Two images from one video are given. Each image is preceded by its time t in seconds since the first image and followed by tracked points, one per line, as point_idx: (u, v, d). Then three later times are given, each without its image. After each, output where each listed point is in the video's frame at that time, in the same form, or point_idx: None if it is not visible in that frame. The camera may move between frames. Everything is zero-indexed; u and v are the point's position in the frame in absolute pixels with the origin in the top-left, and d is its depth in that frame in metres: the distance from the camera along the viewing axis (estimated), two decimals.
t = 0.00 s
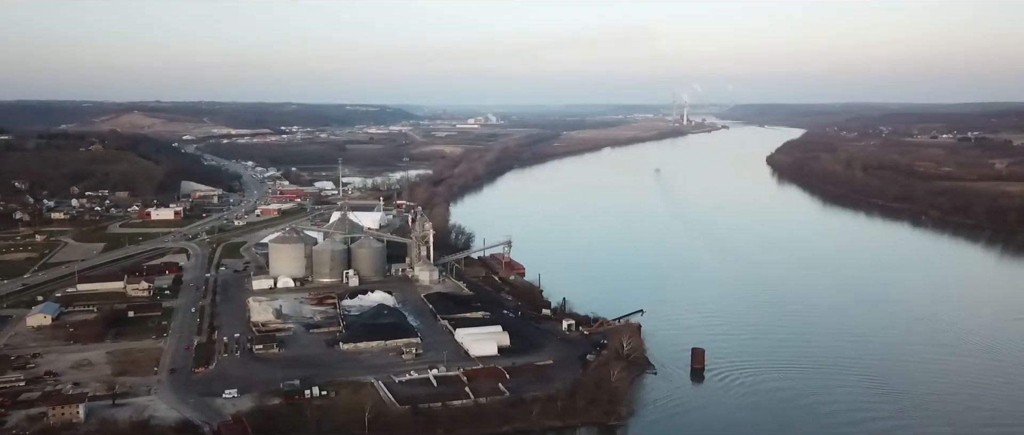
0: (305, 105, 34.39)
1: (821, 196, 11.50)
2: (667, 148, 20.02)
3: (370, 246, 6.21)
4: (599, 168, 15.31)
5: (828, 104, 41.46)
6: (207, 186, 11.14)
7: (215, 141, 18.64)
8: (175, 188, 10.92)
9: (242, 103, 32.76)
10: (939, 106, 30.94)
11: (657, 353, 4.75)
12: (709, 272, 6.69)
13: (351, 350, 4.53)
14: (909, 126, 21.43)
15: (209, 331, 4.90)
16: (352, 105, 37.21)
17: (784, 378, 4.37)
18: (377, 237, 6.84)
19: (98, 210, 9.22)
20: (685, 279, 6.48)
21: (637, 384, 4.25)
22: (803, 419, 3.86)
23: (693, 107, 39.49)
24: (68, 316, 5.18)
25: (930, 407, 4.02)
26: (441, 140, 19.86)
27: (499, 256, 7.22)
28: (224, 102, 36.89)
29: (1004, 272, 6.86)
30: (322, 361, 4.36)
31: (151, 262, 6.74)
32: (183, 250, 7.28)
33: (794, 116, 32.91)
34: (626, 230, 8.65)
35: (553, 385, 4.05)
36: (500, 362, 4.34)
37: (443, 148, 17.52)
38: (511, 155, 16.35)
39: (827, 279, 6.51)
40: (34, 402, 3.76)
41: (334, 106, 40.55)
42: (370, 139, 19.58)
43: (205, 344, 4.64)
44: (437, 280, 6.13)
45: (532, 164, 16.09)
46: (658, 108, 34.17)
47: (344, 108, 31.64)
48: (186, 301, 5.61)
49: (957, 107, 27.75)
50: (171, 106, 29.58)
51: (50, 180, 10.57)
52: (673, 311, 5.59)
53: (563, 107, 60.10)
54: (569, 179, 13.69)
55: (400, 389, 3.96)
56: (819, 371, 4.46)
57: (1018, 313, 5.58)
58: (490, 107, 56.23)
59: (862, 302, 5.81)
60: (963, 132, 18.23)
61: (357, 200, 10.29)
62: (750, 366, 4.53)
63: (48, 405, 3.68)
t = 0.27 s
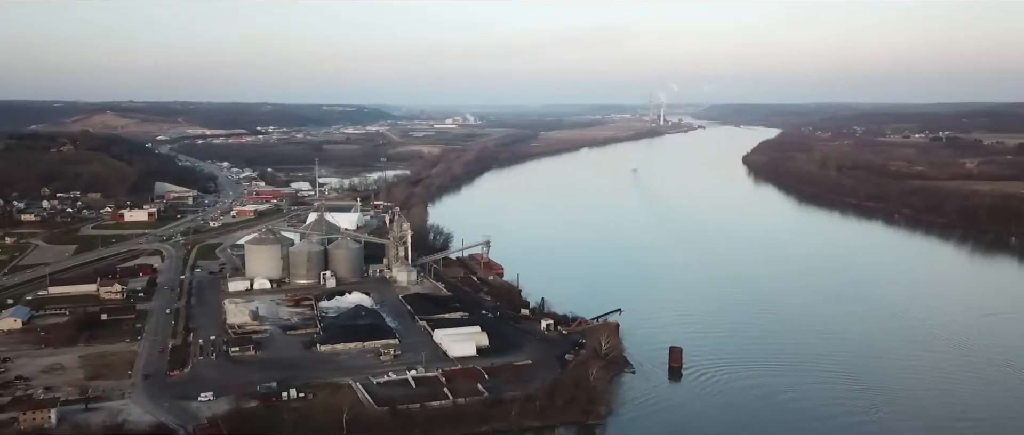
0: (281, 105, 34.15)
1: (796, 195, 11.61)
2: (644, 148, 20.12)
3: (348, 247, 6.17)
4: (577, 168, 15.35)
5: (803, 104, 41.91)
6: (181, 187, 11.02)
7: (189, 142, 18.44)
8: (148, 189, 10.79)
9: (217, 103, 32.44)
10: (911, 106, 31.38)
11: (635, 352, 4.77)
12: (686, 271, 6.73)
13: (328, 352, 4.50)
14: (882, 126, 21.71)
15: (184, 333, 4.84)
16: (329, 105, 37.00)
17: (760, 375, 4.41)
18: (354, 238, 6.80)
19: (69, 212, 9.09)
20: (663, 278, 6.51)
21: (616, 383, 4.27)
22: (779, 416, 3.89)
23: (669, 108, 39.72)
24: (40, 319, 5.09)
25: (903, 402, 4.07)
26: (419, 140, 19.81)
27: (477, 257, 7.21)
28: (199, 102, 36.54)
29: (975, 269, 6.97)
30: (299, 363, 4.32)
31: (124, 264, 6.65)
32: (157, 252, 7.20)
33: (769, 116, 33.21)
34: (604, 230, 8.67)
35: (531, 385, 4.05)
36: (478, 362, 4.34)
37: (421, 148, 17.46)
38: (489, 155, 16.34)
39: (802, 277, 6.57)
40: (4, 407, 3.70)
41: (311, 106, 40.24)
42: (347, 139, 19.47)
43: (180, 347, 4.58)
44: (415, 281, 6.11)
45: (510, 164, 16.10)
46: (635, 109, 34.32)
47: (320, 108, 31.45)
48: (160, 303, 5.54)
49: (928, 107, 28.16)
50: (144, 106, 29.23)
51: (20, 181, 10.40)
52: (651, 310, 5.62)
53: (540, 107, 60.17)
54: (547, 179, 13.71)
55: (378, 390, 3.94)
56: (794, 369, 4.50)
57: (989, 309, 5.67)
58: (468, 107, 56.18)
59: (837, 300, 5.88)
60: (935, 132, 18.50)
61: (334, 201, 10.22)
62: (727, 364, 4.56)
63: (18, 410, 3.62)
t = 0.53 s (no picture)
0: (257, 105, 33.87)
1: (772, 195, 11.71)
2: (621, 148, 20.19)
3: (325, 248, 6.13)
4: (554, 168, 15.38)
5: (778, 104, 42.35)
6: (155, 188, 10.89)
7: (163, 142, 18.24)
8: (121, 190, 10.64)
9: (191, 104, 32.10)
10: (884, 107, 31.80)
11: (613, 351, 4.79)
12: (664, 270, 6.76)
13: (306, 353, 4.47)
14: (855, 126, 21.98)
15: (158, 336, 4.78)
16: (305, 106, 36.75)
17: (737, 373, 4.44)
18: (331, 239, 6.76)
19: (40, 214, 8.94)
20: (641, 277, 6.53)
21: (594, 382, 4.27)
22: (756, 413, 3.92)
23: (646, 108, 39.93)
24: (10, 323, 5.01)
25: (877, 398, 4.12)
26: (396, 140, 19.73)
27: (456, 257, 7.19)
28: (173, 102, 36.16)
29: (947, 267, 7.07)
30: (276, 365, 4.29)
31: (97, 267, 6.56)
32: (131, 254, 7.10)
33: (744, 117, 33.49)
34: (582, 230, 8.69)
35: (510, 385, 4.05)
36: (457, 363, 4.32)
37: (398, 149, 17.40)
38: (467, 155, 16.32)
39: (778, 275, 6.63)
40: None
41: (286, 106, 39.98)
42: (324, 139, 19.35)
43: (154, 350, 4.52)
44: (393, 281, 6.08)
45: (488, 164, 16.09)
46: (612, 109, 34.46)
47: (296, 108, 31.24)
48: (134, 306, 5.46)
49: (900, 107, 28.55)
50: (117, 106, 28.86)
51: None
52: (628, 309, 5.64)
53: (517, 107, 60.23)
54: (525, 179, 13.72)
55: (356, 391, 3.92)
56: (770, 366, 4.54)
57: (961, 306, 5.76)
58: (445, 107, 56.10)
59: (812, 298, 5.94)
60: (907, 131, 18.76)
61: (310, 201, 10.15)
62: (704, 363, 4.59)
63: None
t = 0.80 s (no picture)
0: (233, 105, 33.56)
1: (748, 194, 11.80)
2: (599, 148, 20.26)
3: (302, 249, 6.09)
4: (532, 169, 15.39)
5: (753, 105, 42.76)
6: (128, 189, 10.75)
7: (136, 143, 18.01)
8: (94, 191, 10.50)
9: (165, 104, 31.74)
10: (857, 107, 32.22)
11: (592, 350, 4.80)
12: (642, 269, 6.79)
13: (283, 355, 4.43)
14: (830, 126, 22.21)
15: (132, 339, 4.72)
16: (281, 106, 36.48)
17: (714, 372, 4.47)
18: (308, 240, 6.71)
19: (9, 216, 8.79)
20: (619, 276, 6.56)
21: (573, 382, 4.28)
22: (733, 411, 3.95)
23: (624, 108, 40.11)
24: None
25: (851, 395, 4.17)
26: (374, 140, 19.65)
27: (434, 258, 7.17)
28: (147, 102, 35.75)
29: (920, 265, 7.18)
30: (252, 367, 4.25)
31: (68, 269, 6.46)
32: (103, 256, 7.00)
33: (720, 117, 33.76)
34: (560, 230, 8.70)
35: (489, 385, 4.05)
36: (435, 364, 4.31)
37: (375, 149, 17.33)
38: (444, 155, 16.29)
39: (755, 274, 6.69)
40: None
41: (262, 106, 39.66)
42: (300, 140, 19.22)
43: (128, 353, 4.47)
44: (371, 282, 6.05)
45: (466, 164, 16.06)
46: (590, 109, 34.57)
47: (272, 108, 31.00)
48: (107, 309, 5.39)
49: (873, 107, 28.93)
50: (89, 107, 28.45)
51: None
52: (607, 308, 5.66)
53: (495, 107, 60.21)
54: (503, 179, 13.72)
55: (334, 393, 3.89)
56: (747, 364, 4.58)
57: (932, 303, 5.85)
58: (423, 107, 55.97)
59: (788, 296, 5.99)
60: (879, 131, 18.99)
61: (287, 202, 10.08)
62: (681, 361, 4.62)
63: None
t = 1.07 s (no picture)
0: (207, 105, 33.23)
1: (725, 194, 11.88)
2: (577, 148, 20.31)
3: (278, 251, 6.04)
4: (510, 169, 15.40)
5: (729, 105, 43.16)
6: (100, 191, 10.61)
7: (109, 143, 17.78)
8: (65, 193, 10.34)
9: (138, 104, 31.34)
10: (831, 107, 32.61)
11: (570, 350, 4.80)
12: (620, 269, 6.81)
13: (260, 358, 4.39)
14: (805, 126, 22.44)
15: (105, 342, 4.65)
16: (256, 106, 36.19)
17: (692, 370, 4.50)
18: (285, 242, 6.65)
19: None
20: (597, 276, 6.57)
21: (551, 381, 4.29)
22: (710, 409, 3.98)
23: (601, 109, 40.26)
24: None
25: (826, 392, 4.21)
26: (351, 141, 19.55)
27: (412, 259, 7.15)
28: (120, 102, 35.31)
29: (893, 263, 7.27)
30: (228, 370, 4.21)
31: (39, 272, 6.36)
32: (76, 259, 6.90)
33: (696, 117, 34.00)
34: (538, 229, 8.71)
35: (468, 386, 4.04)
36: (414, 365, 4.29)
37: (352, 149, 17.23)
38: (422, 154, 16.23)
39: (732, 273, 6.73)
40: None
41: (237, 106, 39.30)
42: (276, 140, 19.08)
43: (101, 357, 4.40)
44: (348, 283, 6.02)
45: (443, 165, 16.03)
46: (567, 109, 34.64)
47: (248, 109, 30.75)
48: (80, 312, 5.31)
49: (846, 108, 29.29)
50: (61, 107, 28.04)
51: None
52: (585, 308, 5.67)
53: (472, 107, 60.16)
54: (480, 179, 13.70)
55: (312, 395, 3.86)
56: (724, 363, 4.61)
57: (905, 301, 5.92)
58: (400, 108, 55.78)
59: (764, 295, 6.04)
60: (853, 131, 19.23)
61: (263, 203, 9.99)
62: (659, 360, 4.64)
63: None
